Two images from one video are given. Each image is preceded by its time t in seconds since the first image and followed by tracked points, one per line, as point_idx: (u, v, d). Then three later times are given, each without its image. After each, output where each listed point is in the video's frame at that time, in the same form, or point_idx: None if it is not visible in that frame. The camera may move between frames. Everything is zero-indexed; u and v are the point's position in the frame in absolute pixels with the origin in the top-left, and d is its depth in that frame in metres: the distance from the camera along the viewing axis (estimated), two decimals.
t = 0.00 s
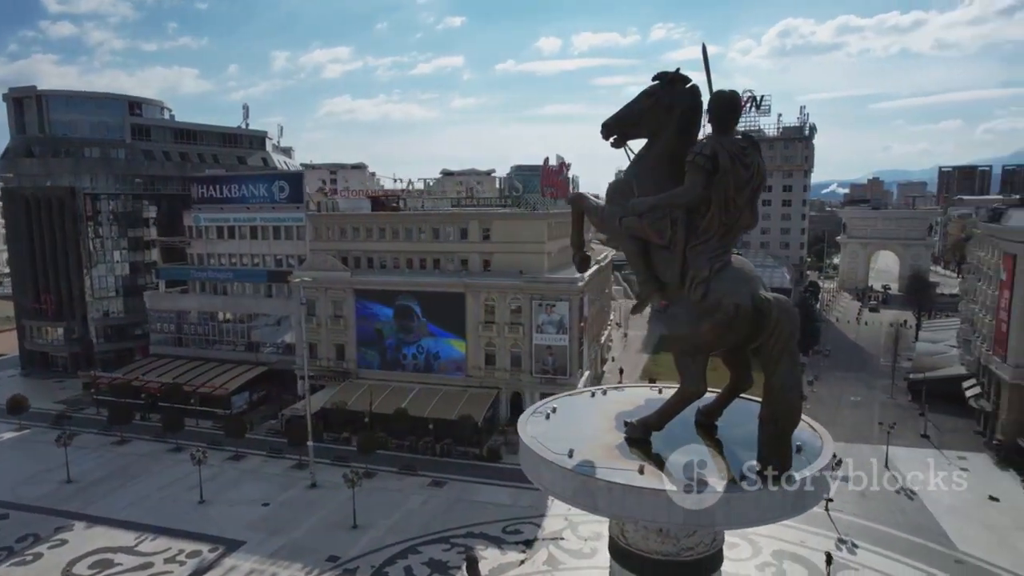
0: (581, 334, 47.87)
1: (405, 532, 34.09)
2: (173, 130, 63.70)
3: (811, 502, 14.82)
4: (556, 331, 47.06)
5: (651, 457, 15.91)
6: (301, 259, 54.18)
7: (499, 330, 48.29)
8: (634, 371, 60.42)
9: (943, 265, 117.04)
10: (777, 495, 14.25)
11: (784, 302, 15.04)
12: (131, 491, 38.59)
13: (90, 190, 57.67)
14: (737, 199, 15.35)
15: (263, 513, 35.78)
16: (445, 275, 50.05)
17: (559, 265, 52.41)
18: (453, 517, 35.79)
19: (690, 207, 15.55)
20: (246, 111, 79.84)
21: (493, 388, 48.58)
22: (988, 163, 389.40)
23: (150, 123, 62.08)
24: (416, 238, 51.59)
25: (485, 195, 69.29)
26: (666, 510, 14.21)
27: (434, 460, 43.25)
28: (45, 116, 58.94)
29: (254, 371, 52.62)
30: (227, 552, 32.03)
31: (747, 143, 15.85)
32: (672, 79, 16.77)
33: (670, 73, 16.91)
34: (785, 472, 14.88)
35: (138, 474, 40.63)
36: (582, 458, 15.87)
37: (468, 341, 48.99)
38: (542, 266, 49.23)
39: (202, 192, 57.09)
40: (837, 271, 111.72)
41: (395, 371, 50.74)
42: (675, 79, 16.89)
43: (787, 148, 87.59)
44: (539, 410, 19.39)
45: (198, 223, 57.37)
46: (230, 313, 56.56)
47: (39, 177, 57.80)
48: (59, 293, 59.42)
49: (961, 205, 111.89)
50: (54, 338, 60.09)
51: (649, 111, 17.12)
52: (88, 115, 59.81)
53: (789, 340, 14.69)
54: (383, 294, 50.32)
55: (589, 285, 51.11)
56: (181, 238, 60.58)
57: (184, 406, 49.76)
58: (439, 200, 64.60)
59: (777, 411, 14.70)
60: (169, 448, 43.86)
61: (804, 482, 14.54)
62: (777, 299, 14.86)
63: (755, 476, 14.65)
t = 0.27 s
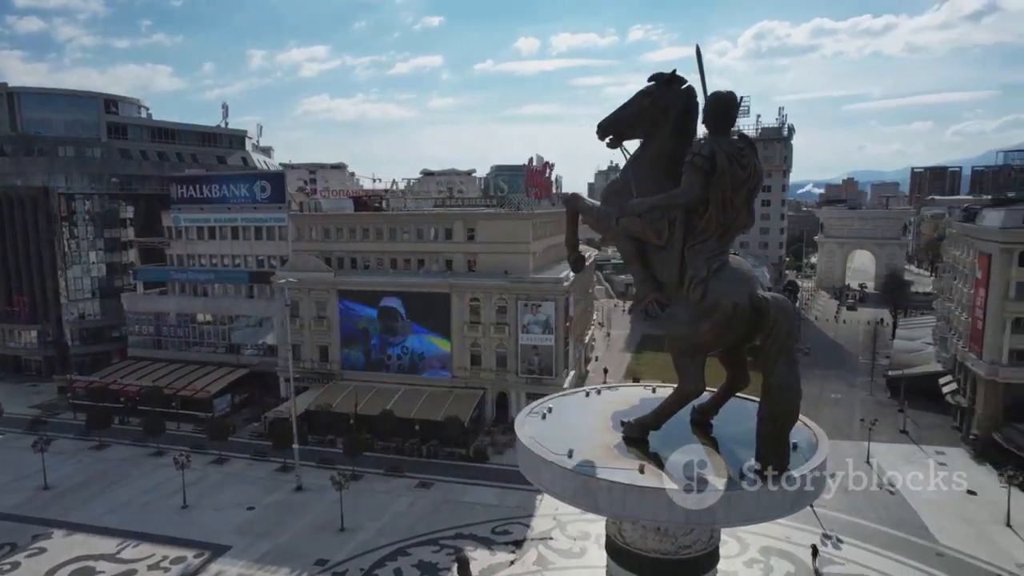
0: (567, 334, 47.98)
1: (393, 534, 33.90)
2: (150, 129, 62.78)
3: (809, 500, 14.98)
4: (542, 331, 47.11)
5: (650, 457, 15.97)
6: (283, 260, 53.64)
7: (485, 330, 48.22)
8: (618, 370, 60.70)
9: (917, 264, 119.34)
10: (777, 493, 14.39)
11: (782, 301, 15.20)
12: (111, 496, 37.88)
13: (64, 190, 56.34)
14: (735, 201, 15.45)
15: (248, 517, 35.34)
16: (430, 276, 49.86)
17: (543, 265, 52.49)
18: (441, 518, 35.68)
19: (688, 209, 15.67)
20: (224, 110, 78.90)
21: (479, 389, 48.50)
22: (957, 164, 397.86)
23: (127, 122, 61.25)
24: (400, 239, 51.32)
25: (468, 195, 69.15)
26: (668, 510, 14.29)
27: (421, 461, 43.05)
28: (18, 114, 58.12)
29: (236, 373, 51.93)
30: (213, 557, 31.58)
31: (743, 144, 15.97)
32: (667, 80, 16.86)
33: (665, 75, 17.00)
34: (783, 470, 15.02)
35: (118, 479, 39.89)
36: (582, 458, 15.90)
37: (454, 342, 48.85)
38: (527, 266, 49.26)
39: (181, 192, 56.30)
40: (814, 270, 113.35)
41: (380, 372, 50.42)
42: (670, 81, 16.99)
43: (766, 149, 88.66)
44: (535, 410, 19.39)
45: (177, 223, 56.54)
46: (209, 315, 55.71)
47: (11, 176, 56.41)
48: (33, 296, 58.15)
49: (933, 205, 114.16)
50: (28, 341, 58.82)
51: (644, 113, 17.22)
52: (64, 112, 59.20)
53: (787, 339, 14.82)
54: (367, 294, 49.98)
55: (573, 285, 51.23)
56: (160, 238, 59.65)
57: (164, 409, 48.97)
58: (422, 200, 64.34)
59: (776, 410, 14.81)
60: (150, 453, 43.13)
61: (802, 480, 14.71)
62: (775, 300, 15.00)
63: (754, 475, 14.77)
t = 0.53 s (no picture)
0: (552, 333, 48.03)
1: (381, 537, 33.65)
2: (126, 127, 61.47)
3: (807, 497, 15.12)
4: (528, 331, 47.11)
5: (649, 456, 16.02)
6: (265, 261, 53.01)
7: (470, 330, 48.09)
8: (602, 370, 60.94)
9: (891, 263, 121.57)
10: (776, 491, 14.51)
11: (779, 300, 15.33)
12: (91, 502, 37.12)
13: (37, 190, 55.01)
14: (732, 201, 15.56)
15: (233, 522, 34.85)
16: (414, 276, 49.60)
17: (528, 265, 52.50)
18: (430, 520, 35.50)
19: (685, 209, 15.76)
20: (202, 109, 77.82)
21: (464, 389, 48.36)
22: (927, 165, 406.05)
23: (102, 120, 59.90)
24: (384, 239, 50.99)
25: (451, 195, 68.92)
26: (668, 509, 14.34)
27: (407, 462, 42.82)
28: None
29: (217, 376, 51.19)
30: (198, 563, 31.08)
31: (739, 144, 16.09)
32: (662, 81, 16.94)
33: (660, 76, 17.08)
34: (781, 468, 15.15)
35: (97, 485, 39.10)
36: (582, 458, 15.90)
37: (439, 342, 48.66)
38: (512, 266, 49.24)
39: (160, 192, 55.40)
40: (792, 270, 114.91)
41: (364, 374, 50.05)
42: (665, 81, 17.06)
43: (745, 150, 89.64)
44: (531, 410, 19.38)
45: (155, 223, 55.63)
46: (189, 316, 54.82)
47: None
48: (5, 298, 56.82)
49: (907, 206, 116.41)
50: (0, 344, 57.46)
51: (640, 113, 17.29)
52: (37, 110, 58.21)
53: (785, 338, 14.95)
54: (351, 295, 49.57)
55: (558, 285, 51.31)
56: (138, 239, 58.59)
57: (144, 413, 48.11)
58: (405, 201, 64.04)
59: (774, 408, 14.92)
60: (129, 458, 42.33)
61: (800, 477, 14.85)
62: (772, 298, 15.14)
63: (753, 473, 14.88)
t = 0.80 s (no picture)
0: (538, 333, 48.08)
1: (369, 539, 33.39)
2: (102, 126, 60.41)
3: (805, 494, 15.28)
4: (514, 331, 47.10)
5: (649, 455, 16.07)
6: (247, 261, 52.34)
7: (456, 331, 47.95)
8: (586, 369, 61.11)
9: (867, 262, 123.64)
10: (776, 488, 14.63)
11: (776, 298, 15.51)
12: (70, 509, 36.34)
13: (10, 190, 53.85)
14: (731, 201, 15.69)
15: (218, 526, 34.36)
16: (399, 276, 49.32)
17: (513, 265, 52.49)
18: (418, 521, 35.30)
19: (684, 208, 15.85)
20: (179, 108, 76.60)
21: (450, 390, 48.19)
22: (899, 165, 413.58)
23: (77, 118, 58.77)
24: (368, 239, 50.63)
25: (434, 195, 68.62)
26: (670, 507, 14.40)
27: (394, 464, 42.58)
28: None
29: (198, 378, 50.40)
30: (183, 569, 30.59)
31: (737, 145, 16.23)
32: (660, 81, 17.00)
33: (658, 76, 17.15)
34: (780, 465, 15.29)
35: (76, 492, 38.30)
36: (582, 458, 15.91)
37: (424, 343, 48.43)
38: (497, 266, 49.19)
39: (138, 192, 54.43)
40: (770, 269, 116.27)
41: (349, 375, 49.65)
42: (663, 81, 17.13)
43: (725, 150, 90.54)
44: (527, 410, 19.35)
45: (133, 224, 54.66)
46: (168, 318, 53.95)
47: None
48: None
49: (881, 205, 118.51)
50: None
51: (638, 113, 17.35)
52: (9, 108, 56.99)
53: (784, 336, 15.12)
54: (335, 296, 49.15)
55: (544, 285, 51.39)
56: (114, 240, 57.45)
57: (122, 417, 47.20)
58: (387, 200, 63.64)
59: (773, 406, 15.08)
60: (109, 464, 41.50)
61: (799, 474, 14.99)
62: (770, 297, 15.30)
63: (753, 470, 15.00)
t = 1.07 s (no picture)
0: (524, 333, 48.06)
1: (358, 542, 33.13)
2: (77, 124, 59.20)
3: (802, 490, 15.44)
4: (500, 332, 47.03)
5: (648, 454, 16.14)
6: (228, 262, 51.63)
7: (441, 331, 47.75)
8: (571, 369, 61.23)
9: (844, 262, 125.55)
10: (775, 485, 14.76)
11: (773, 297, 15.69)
12: (49, 516, 35.57)
13: None
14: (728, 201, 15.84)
15: (203, 531, 33.86)
16: (384, 277, 48.99)
17: (498, 265, 52.41)
18: (406, 523, 35.10)
19: (682, 208, 15.96)
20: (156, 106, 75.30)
21: (436, 390, 47.98)
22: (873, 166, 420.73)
23: (50, 116, 57.49)
24: (352, 239, 50.22)
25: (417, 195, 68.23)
26: (671, 506, 14.47)
27: (380, 466, 42.29)
28: None
29: (179, 381, 49.58)
30: None
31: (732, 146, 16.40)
32: (655, 82, 17.09)
33: (653, 77, 17.24)
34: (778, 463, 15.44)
35: (55, 498, 37.50)
36: (582, 458, 15.92)
37: (409, 344, 48.16)
38: (483, 266, 49.07)
39: (115, 192, 53.39)
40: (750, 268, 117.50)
41: (333, 377, 49.21)
42: (658, 83, 17.23)
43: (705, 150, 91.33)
44: (524, 411, 19.34)
45: (110, 224, 53.62)
46: (147, 321, 53.01)
47: None
48: None
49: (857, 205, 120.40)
50: None
51: (633, 114, 17.42)
52: None
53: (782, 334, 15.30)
54: (319, 297, 48.67)
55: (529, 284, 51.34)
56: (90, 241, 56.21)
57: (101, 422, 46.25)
58: (370, 200, 63.17)
59: (771, 403, 15.24)
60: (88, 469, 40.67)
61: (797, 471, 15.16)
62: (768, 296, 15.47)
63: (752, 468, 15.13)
